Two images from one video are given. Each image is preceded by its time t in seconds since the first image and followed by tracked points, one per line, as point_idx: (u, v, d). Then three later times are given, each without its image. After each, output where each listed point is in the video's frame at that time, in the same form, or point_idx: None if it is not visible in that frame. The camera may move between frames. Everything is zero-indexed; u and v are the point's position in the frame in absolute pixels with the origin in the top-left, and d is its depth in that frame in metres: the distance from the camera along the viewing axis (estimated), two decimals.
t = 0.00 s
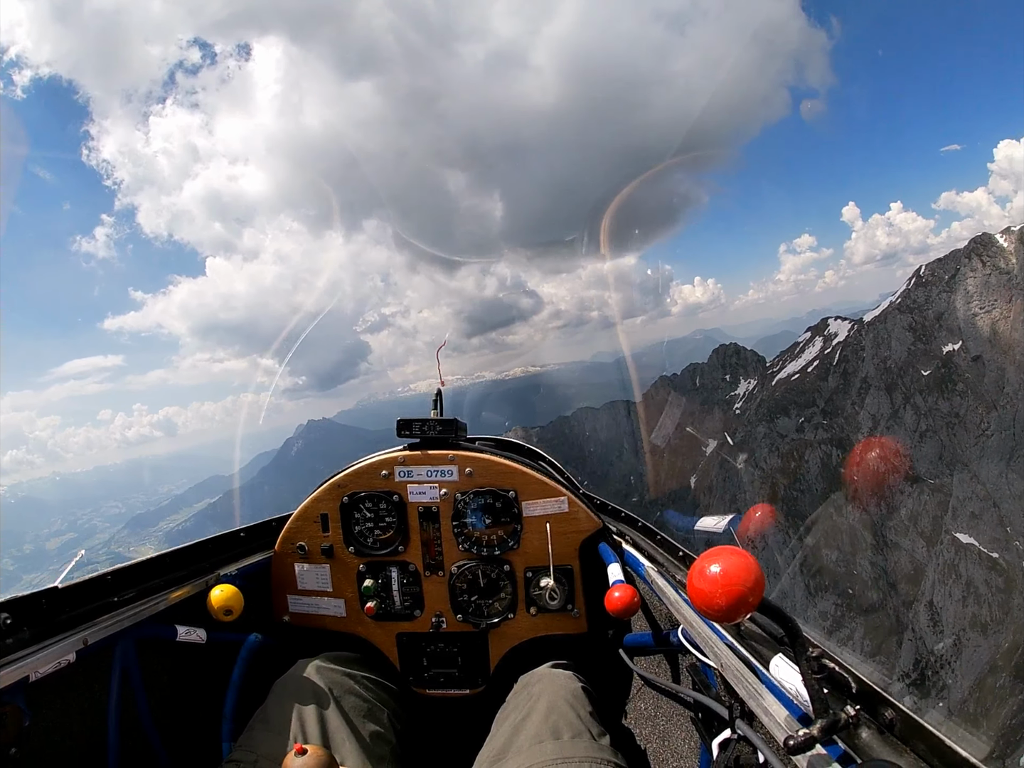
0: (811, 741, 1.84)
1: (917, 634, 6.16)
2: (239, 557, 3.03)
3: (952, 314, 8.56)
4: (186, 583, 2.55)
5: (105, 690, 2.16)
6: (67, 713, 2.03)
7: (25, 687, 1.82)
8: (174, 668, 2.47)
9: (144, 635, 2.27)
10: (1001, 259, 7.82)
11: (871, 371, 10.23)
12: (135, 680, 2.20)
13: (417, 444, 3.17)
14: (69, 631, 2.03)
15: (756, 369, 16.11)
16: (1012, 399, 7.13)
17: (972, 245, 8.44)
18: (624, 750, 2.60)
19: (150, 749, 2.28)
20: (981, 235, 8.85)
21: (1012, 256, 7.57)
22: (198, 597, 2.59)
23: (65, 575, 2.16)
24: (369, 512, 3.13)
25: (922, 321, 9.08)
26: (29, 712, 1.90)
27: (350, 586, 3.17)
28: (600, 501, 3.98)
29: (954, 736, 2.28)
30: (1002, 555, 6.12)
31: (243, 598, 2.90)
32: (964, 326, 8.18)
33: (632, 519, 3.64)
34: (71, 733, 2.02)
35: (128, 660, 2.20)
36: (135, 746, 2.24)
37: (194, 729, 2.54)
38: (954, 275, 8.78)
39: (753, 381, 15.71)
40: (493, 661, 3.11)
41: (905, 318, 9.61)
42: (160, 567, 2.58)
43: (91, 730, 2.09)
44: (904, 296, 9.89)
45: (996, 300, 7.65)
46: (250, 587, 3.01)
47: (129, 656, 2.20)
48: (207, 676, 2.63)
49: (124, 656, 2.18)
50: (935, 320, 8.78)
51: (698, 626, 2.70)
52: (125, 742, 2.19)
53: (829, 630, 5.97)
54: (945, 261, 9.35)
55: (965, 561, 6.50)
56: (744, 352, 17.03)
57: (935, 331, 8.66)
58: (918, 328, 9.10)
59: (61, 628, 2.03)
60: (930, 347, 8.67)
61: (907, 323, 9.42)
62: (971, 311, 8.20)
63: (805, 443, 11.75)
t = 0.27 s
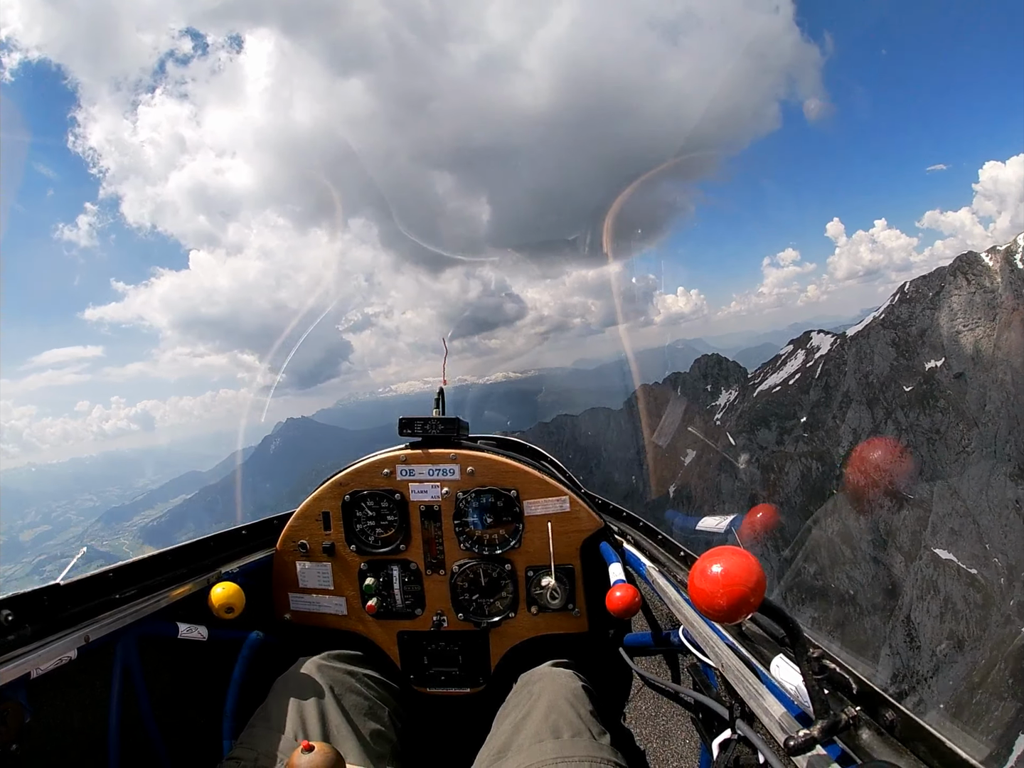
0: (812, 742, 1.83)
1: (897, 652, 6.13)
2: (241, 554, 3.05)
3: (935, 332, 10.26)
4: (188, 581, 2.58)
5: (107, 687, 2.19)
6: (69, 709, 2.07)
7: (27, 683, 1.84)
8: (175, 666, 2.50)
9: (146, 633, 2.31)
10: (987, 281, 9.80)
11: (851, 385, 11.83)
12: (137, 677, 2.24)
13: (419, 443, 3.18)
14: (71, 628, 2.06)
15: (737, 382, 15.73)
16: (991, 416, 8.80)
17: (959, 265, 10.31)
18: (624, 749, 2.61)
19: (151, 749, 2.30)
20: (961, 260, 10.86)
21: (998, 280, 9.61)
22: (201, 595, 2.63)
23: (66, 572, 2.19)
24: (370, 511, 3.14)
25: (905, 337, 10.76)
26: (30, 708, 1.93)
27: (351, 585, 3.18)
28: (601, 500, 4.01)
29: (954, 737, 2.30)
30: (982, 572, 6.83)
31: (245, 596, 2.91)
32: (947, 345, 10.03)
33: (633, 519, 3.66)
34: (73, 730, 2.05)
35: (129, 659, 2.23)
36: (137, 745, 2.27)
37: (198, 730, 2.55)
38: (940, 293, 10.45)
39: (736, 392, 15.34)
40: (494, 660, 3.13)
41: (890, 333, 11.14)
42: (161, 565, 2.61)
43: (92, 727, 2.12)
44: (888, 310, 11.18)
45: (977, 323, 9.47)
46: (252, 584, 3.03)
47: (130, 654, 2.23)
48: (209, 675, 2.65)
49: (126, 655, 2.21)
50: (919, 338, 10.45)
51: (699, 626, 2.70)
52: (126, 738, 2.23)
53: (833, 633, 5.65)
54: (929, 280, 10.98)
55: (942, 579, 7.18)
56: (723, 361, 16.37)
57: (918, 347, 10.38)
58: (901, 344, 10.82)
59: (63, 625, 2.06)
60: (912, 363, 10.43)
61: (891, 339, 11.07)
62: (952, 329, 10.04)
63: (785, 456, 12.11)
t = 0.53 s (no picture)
0: (811, 742, 1.79)
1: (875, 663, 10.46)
2: (242, 553, 3.08)
3: (911, 350, 15.57)
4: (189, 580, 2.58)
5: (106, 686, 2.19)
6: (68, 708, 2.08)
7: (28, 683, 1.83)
8: (175, 666, 2.51)
9: (148, 633, 2.29)
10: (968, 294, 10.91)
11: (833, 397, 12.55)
12: (138, 677, 2.20)
13: (419, 442, 3.17)
14: (72, 627, 2.06)
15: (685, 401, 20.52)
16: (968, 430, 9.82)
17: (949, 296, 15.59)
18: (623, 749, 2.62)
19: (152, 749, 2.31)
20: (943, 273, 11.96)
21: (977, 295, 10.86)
22: (201, 594, 2.63)
23: (67, 572, 2.20)
24: (370, 511, 3.16)
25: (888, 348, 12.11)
26: (30, 709, 1.95)
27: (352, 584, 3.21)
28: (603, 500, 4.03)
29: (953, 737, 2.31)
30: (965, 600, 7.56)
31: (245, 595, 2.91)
32: (928, 363, 14.87)
33: (633, 518, 3.69)
34: (71, 729, 2.07)
35: (130, 660, 2.20)
36: (137, 744, 2.28)
37: (199, 730, 2.56)
38: (923, 319, 15.74)
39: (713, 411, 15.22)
40: (493, 659, 3.15)
41: (871, 350, 16.61)
42: (161, 565, 2.62)
43: (91, 726, 2.14)
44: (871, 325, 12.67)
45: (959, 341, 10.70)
46: (253, 584, 3.05)
47: (131, 656, 2.20)
48: (209, 676, 2.66)
49: (127, 656, 2.18)
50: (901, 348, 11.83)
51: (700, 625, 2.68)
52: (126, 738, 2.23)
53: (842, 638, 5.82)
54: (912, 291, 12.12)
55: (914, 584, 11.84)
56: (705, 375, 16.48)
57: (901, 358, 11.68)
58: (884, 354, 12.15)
59: (64, 625, 2.06)
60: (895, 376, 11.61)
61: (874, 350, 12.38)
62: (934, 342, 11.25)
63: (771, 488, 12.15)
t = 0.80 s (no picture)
0: (808, 738, 1.76)
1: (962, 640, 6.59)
2: (238, 550, 3.17)
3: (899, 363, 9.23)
4: (186, 577, 2.67)
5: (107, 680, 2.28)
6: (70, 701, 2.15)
7: (29, 677, 1.90)
8: (174, 660, 2.60)
9: (146, 628, 2.39)
10: (954, 318, 9.07)
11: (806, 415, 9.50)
12: (135, 672, 2.31)
13: (417, 437, 3.15)
14: (72, 622, 2.15)
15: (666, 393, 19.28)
16: (950, 451, 8.33)
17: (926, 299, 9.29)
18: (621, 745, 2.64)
19: (149, 743, 2.37)
20: (925, 294, 10.04)
21: (966, 317, 8.95)
22: (198, 591, 2.71)
23: (65, 570, 2.29)
24: (368, 506, 3.14)
25: (869, 368, 9.55)
26: (29, 704, 1.96)
27: (350, 579, 3.20)
28: (601, 496, 4.05)
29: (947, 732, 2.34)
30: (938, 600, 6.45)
31: (243, 591, 2.96)
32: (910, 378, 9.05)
33: (630, 514, 3.73)
34: (72, 723, 2.09)
35: (128, 655, 2.30)
36: (135, 740, 2.33)
37: (197, 727, 2.64)
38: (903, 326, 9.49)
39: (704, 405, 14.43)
40: (491, 655, 3.15)
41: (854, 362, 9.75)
42: (159, 562, 2.73)
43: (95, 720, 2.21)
44: (851, 341, 10.00)
45: (944, 362, 8.87)
46: (252, 581, 3.08)
47: (129, 649, 2.31)
48: (207, 671, 2.76)
49: (125, 650, 2.29)
50: (882, 368, 9.41)
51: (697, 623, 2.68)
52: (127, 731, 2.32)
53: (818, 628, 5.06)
54: (894, 313, 9.81)
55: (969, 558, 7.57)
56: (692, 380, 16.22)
57: (882, 378, 9.32)
58: (865, 374, 9.45)
59: (64, 619, 2.14)
60: (875, 394, 9.15)
61: (854, 368, 9.59)
62: (918, 364, 9.14)
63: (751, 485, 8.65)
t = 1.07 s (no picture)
0: (799, 741, 1.68)
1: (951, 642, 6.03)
2: (233, 545, 3.21)
3: (884, 379, 9.20)
4: (180, 572, 2.71)
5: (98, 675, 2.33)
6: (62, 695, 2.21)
7: (18, 672, 1.91)
8: (165, 657, 2.68)
9: (138, 623, 2.44)
10: (939, 333, 8.88)
11: (796, 424, 9.44)
12: (126, 665, 2.37)
13: (413, 436, 3.14)
14: (64, 617, 2.19)
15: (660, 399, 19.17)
16: (934, 466, 7.80)
17: (912, 315, 9.35)
18: (612, 745, 2.65)
19: (140, 740, 2.46)
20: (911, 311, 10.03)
21: (950, 333, 8.71)
22: (190, 587, 2.73)
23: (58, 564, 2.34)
24: (363, 505, 3.12)
25: (853, 383, 9.55)
26: (21, 698, 2.00)
27: (343, 578, 3.18)
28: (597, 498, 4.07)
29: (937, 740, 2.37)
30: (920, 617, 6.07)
31: (236, 588, 2.98)
32: (895, 393, 8.92)
33: (625, 516, 3.76)
34: (63, 719, 2.16)
35: (121, 649, 2.36)
36: (126, 737, 2.41)
37: (189, 723, 2.72)
38: (888, 342, 9.58)
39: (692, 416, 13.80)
40: (484, 655, 3.14)
41: (839, 377, 9.79)
42: (152, 557, 2.78)
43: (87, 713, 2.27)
44: (837, 356, 9.97)
45: (929, 378, 8.68)
46: (245, 578, 3.07)
47: (121, 644, 2.37)
48: (198, 667, 2.83)
49: (118, 644, 2.35)
50: (867, 384, 9.35)
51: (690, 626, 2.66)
52: (119, 724, 2.38)
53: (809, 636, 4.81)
54: (880, 329, 9.97)
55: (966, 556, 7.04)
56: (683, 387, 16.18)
57: (866, 394, 9.25)
58: (849, 390, 9.49)
59: (56, 614, 2.18)
60: (858, 408, 9.21)
61: (838, 382, 9.65)
62: (902, 380, 9.04)
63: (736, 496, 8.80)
